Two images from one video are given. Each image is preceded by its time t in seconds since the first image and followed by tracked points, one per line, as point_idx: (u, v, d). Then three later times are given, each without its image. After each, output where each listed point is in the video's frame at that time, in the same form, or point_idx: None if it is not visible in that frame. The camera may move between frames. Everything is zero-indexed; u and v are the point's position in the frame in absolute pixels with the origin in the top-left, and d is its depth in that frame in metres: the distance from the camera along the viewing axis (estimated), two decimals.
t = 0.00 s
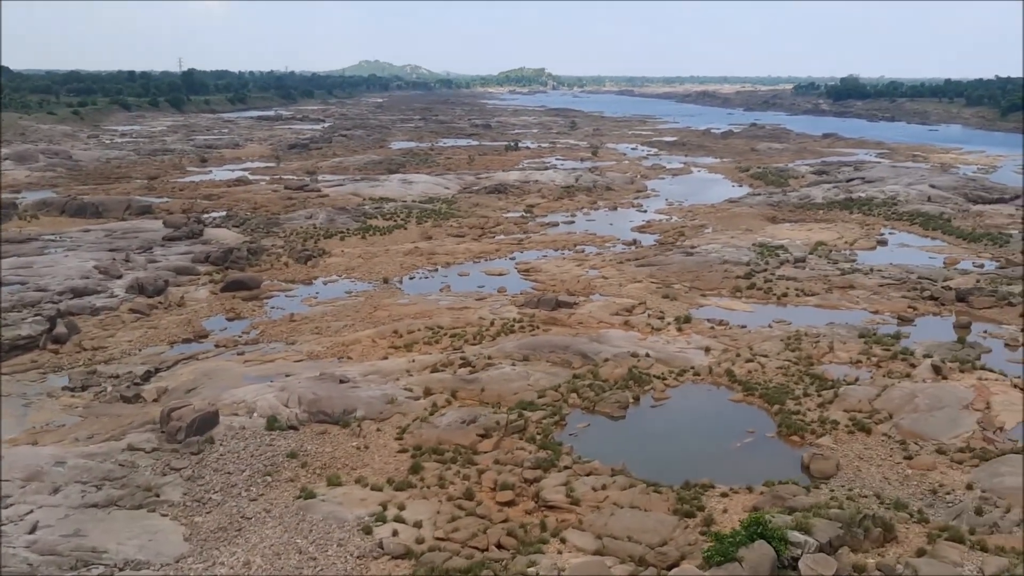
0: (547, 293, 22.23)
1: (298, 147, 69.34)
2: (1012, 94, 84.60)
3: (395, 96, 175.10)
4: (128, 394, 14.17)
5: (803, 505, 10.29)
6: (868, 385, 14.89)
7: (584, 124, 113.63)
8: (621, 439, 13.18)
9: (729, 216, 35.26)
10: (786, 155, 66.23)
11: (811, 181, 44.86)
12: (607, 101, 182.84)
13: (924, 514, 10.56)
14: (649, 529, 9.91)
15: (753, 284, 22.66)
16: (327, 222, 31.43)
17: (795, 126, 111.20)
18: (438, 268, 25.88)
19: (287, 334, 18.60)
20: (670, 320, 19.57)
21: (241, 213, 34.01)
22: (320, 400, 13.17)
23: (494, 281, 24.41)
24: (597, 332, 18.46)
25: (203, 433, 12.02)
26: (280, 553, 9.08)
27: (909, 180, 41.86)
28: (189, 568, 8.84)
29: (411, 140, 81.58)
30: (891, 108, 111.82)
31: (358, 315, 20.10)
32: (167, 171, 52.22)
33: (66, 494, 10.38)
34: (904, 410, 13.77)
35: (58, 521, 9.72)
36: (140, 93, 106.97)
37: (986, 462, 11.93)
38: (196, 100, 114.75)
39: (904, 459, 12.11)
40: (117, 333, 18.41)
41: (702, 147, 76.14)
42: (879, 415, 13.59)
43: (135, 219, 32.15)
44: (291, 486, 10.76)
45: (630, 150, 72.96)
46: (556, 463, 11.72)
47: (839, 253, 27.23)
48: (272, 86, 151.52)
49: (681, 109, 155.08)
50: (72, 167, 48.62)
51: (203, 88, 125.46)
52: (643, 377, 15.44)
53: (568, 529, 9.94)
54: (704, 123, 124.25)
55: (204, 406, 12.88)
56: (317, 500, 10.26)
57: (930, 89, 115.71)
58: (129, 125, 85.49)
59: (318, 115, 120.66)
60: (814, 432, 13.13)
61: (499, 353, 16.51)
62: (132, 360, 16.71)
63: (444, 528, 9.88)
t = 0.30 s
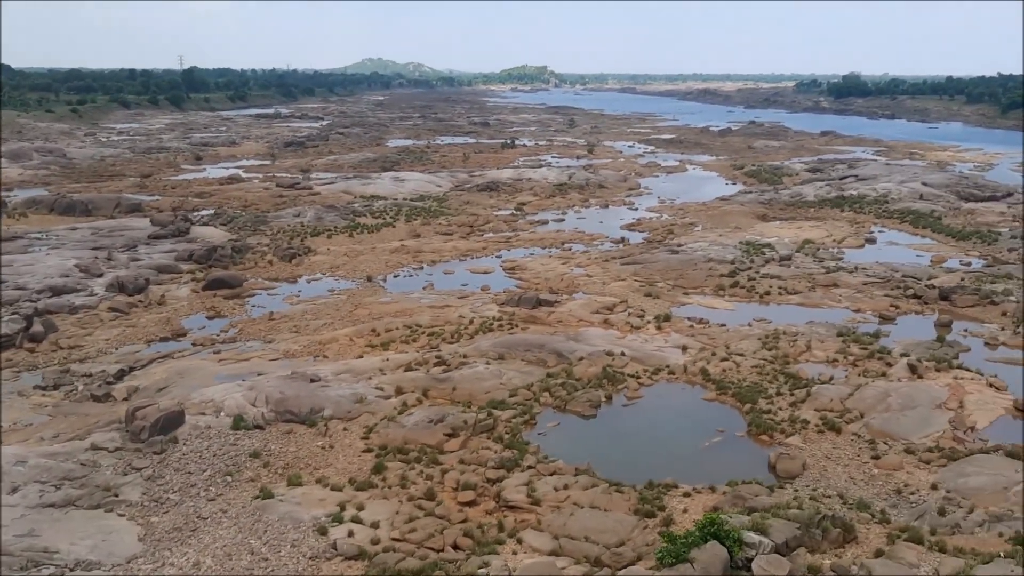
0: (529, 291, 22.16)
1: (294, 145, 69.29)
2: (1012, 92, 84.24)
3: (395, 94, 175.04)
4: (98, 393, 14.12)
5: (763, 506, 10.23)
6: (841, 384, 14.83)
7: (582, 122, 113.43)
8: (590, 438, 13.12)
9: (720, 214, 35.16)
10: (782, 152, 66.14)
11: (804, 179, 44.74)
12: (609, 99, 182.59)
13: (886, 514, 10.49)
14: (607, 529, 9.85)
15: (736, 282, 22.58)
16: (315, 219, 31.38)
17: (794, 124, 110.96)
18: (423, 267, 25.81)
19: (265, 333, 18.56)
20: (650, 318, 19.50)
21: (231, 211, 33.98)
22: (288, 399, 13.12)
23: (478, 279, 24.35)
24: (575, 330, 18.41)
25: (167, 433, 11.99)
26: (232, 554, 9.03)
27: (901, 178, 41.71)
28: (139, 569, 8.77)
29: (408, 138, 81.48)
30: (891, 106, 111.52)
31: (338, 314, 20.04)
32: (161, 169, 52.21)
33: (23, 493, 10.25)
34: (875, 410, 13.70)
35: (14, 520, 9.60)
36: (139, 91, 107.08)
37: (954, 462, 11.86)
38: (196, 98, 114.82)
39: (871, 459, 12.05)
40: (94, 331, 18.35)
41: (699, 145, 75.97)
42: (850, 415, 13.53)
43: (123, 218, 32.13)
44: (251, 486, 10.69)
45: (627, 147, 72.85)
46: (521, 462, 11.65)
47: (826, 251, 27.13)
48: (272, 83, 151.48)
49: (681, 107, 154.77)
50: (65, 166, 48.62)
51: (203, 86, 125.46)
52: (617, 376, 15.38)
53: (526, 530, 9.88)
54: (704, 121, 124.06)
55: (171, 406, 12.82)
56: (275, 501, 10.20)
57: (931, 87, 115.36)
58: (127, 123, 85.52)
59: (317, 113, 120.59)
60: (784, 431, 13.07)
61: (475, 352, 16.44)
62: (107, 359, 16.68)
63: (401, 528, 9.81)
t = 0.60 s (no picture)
0: (512, 294, 22.10)
1: (291, 148, 69.32)
2: (1011, 96, 84.09)
3: (396, 97, 175.18)
4: (69, 397, 14.06)
5: (726, 511, 10.17)
6: (816, 389, 14.77)
7: (581, 125, 113.37)
8: (560, 443, 13.03)
9: (711, 217, 35.11)
10: (779, 156, 66.06)
11: (797, 183, 44.68)
12: (609, 103, 182.58)
13: (850, 520, 10.43)
14: (567, 535, 9.79)
15: (720, 286, 22.53)
16: (303, 223, 31.33)
17: (792, 127, 110.87)
18: (409, 270, 25.77)
19: (244, 336, 18.51)
20: (631, 322, 19.46)
21: (220, 214, 33.95)
22: (257, 403, 13.06)
23: (463, 282, 24.29)
24: (555, 333, 18.35)
25: (132, 438, 11.93)
26: (186, 560, 8.96)
27: (894, 182, 41.63)
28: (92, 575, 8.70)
29: (405, 141, 81.43)
30: (891, 109, 111.44)
31: (319, 317, 19.99)
32: (155, 172, 52.19)
33: None
34: (848, 414, 13.64)
35: None
36: (138, 94, 107.15)
37: (923, 467, 11.79)
38: (195, 101, 114.88)
39: (840, 465, 11.99)
40: (73, 335, 18.30)
41: (696, 148, 75.89)
42: (823, 419, 13.47)
43: (112, 221, 32.11)
44: (212, 491, 10.64)
45: (623, 151, 72.79)
46: (487, 467, 11.59)
47: (813, 254, 27.06)
48: (272, 86, 151.59)
49: (681, 110, 154.69)
50: (59, 170, 48.65)
51: (203, 89, 125.62)
52: (592, 380, 15.32)
53: (485, 536, 9.82)
54: (702, 124, 123.99)
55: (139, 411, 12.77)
56: (235, 506, 10.14)
57: (930, 90, 115.28)
58: (125, 127, 85.58)
59: (316, 116, 120.63)
60: (755, 436, 13.02)
61: (451, 355, 16.39)
62: (83, 362, 16.65)
63: (360, 534, 9.75)
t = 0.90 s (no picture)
0: (498, 298, 22.03)
1: (289, 152, 69.34)
2: (1013, 99, 83.78)
3: (399, 100, 175.22)
4: (43, 401, 14.03)
5: (691, 517, 10.09)
6: (794, 393, 14.70)
7: (582, 129, 113.28)
8: (534, 447, 12.97)
9: (704, 221, 35.00)
10: (777, 159, 65.95)
11: (793, 186, 44.57)
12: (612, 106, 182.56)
13: (817, 526, 10.35)
14: (530, 541, 9.72)
15: (706, 289, 22.46)
16: (294, 226, 31.29)
17: (793, 131, 110.63)
18: (397, 273, 25.72)
19: (226, 340, 18.48)
20: (614, 326, 19.40)
21: (212, 217, 33.94)
22: (228, 407, 13.01)
23: (450, 286, 24.23)
24: (536, 337, 18.28)
25: (100, 442, 11.89)
26: (143, 566, 8.92)
27: (889, 185, 41.50)
28: None
29: (405, 145, 81.47)
30: (893, 112, 111.18)
31: (302, 320, 19.93)
32: (151, 176, 52.20)
33: None
34: (824, 419, 13.57)
35: None
36: (139, 98, 107.31)
37: (895, 473, 11.70)
38: (197, 105, 115.06)
39: (812, 470, 11.92)
40: (54, 338, 18.27)
41: (695, 152, 75.74)
42: (798, 424, 13.40)
43: (104, 225, 32.12)
44: (177, 497, 10.59)
45: (622, 154, 72.69)
46: (456, 471, 11.52)
47: (803, 258, 26.96)
48: (274, 90, 151.74)
49: (683, 114, 154.47)
50: (56, 173, 48.70)
51: (206, 93, 125.81)
52: (570, 384, 15.26)
53: (448, 541, 9.75)
54: (703, 127, 123.77)
55: (110, 415, 12.73)
56: (197, 511, 10.09)
57: (933, 93, 114.96)
58: (126, 130, 85.68)
59: (317, 120, 120.71)
60: (729, 440, 12.95)
61: (430, 359, 16.32)
62: (63, 366, 16.62)
63: (321, 540, 9.69)
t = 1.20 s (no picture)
0: (486, 302, 21.99)
1: (290, 155, 69.48)
2: (1017, 102, 83.53)
3: (404, 104, 175.50)
4: (20, 405, 14.01)
5: (657, 523, 10.02)
6: (773, 398, 14.62)
7: (584, 132, 113.28)
8: (509, 450, 12.92)
9: (699, 224, 34.94)
10: (777, 162, 65.81)
11: (791, 189, 44.47)
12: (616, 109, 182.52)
13: (785, 532, 10.27)
14: (494, 547, 9.65)
15: (695, 293, 22.39)
16: (287, 230, 31.31)
17: (796, 134, 110.43)
18: (387, 277, 25.70)
19: (209, 344, 18.47)
20: (599, 330, 19.34)
21: (207, 221, 33.98)
22: (201, 412, 12.97)
23: (439, 289, 24.19)
24: (520, 341, 18.23)
25: (71, 447, 11.86)
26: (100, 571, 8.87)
27: (886, 188, 41.37)
28: None
29: (406, 149, 81.56)
30: (898, 115, 110.92)
31: (288, 324, 19.90)
32: (151, 180, 52.33)
33: None
34: (802, 424, 13.49)
35: None
36: (143, 102, 107.63)
37: (868, 478, 11.61)
38: (202, 109, 115.41)
39: (785, 475, 11.84)
40: (38, 343, 18.27)
41: (696, 155, 75.66)
42: (774, 429, 13.32)
43: (98, 228, 32.19)
44: (142, 502, 10.54)
45: (622, 157, 72.62)
46: (425, 476, 11.46)
47: (795, 261, 26.87)
48: (279, 94, 152.10)
49: (688, 117, 154.38)
50: (56, 177, 48.84)
51: (210, 97, 126.23)
52: (549, 388, 15.20)
53: (411, 547, 9.70)
54: (706, 130, 123.64)
55: (82, 420, 12.69)
56: (161, 516, 10.05)
57: (937, 96, 114.67)
58: (129, 134, 85.89)
59: (321, 123, 120.94)
60: (704, 445, 12.88)
61: (411, 362, 16.27)
62: (44, 370, 16.61)
63: (283, 545, 9.64)
